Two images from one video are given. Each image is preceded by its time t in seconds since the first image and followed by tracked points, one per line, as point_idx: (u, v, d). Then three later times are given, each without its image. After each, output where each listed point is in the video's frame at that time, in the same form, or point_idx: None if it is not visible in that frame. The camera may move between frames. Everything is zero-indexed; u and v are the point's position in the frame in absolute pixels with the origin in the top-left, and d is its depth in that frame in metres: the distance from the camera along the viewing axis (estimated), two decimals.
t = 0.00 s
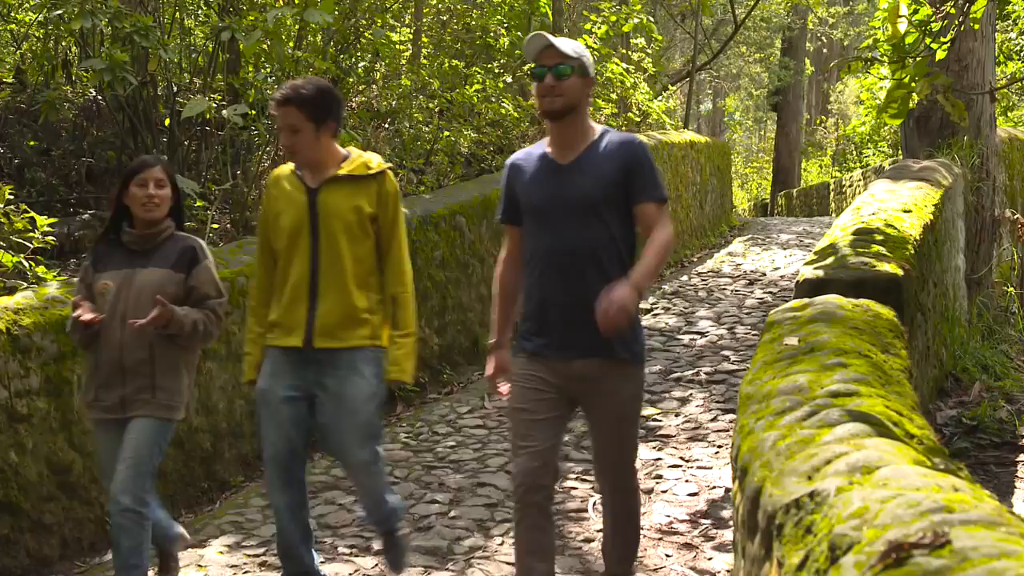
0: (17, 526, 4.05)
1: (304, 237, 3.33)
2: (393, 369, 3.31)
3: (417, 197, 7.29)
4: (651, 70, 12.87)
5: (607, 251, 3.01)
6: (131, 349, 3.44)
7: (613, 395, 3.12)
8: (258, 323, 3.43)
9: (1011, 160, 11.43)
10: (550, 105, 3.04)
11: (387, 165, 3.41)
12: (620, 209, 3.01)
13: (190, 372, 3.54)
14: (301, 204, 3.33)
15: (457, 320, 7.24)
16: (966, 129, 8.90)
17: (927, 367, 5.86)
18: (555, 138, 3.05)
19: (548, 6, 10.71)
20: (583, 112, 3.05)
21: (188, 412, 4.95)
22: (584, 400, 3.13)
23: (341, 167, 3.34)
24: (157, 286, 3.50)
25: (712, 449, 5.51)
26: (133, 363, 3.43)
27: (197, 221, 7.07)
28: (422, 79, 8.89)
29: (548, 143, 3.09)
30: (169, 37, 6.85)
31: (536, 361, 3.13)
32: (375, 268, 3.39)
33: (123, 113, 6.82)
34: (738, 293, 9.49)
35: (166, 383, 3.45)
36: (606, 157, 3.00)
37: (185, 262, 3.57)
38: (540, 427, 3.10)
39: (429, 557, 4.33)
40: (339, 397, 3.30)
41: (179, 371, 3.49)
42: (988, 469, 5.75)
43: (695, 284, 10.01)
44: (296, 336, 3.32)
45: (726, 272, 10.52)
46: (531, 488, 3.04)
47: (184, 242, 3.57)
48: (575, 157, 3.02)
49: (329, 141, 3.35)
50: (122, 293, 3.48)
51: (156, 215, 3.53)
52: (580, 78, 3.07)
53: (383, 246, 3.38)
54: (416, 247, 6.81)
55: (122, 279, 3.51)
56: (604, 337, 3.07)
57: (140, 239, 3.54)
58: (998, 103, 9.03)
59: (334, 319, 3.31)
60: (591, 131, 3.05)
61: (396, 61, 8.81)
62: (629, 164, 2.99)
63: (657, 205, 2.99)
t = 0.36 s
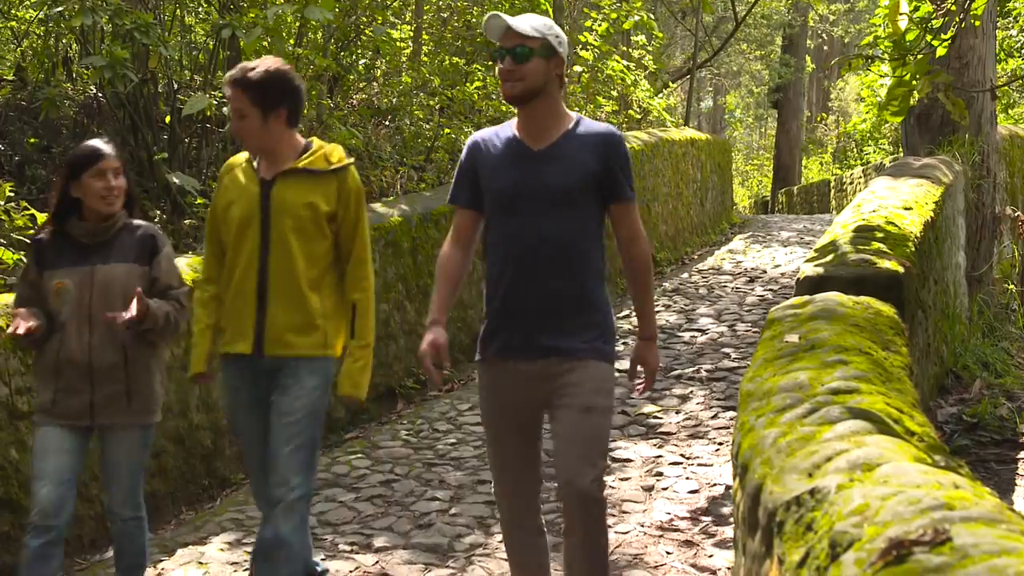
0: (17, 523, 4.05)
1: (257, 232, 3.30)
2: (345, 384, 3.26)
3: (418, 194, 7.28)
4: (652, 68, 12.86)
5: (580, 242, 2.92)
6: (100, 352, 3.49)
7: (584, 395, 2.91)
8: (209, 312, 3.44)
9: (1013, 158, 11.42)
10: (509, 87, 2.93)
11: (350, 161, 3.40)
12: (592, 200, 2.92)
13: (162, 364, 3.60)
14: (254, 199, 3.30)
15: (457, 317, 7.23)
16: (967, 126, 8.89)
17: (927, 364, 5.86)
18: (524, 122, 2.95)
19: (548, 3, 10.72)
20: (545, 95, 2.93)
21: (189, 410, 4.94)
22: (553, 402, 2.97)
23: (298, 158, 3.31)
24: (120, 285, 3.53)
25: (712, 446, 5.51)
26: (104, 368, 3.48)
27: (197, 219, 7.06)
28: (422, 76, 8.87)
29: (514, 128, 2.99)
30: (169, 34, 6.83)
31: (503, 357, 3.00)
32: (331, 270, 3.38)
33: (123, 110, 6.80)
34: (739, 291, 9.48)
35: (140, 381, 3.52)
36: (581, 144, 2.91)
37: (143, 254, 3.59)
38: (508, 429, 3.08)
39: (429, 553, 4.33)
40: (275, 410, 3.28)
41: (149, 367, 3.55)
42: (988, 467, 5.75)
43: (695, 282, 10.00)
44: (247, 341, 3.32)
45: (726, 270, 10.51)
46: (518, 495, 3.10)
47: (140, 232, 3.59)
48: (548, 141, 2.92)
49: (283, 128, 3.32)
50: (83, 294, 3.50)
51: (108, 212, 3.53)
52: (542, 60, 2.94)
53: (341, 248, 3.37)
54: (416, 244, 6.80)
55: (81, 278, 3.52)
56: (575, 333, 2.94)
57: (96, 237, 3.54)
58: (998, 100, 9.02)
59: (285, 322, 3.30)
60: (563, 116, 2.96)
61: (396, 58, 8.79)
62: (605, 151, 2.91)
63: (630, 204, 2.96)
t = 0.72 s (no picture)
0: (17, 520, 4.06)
1: (209, 227, 2.82)
2: (295, 390, 2.77)
3: (418, 192, 7.27)
4: (652, 66, 12.86)
5: (571, 265, 2.61)
6: (26, 362, 3.09)
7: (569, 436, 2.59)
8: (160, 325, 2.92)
9: (1013, 156, 11.42)
10: (497, 89, 2.69)
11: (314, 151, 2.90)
12: (587, 216, 2.62)
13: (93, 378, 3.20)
14: (208, 191, 2.82)
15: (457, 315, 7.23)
16: (967, 124, 8.89)
17: (928, 362, 5.86)
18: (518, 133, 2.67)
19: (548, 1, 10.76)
20: (537, 94, 2.67)
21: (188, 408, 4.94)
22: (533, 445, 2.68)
23: (258, 148, 2.84)
24: (48, 293, 3.13)
25: (713, 444, 5.51)
26: (29, 381, 3.08)
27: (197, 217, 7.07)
28: (423, 75, 8.82)
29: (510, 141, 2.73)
30: (169, 33, 6.84)
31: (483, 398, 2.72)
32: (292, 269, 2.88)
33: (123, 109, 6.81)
34: (739, 289, 9.49)
35: (69, 396, 3.11)
36: (573, 154, 2.61)
37: (75, 257, 3.18)
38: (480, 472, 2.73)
39: (428, 551, 4.33)
40: (250, 420, 2.80)
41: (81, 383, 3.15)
42: (989, 465, 5.75)
43: (695, 280, 10.01)
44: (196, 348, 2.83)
45: (727, 268, 10.52)
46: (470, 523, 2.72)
47: (71, 233, 3.19)
48: (537, 155, 2.64)
49: (242, 117, 2.86)
50: (7, 300, 3.10)
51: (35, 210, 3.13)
52: (534, 58, 2.68)
53: (301, 247, 2.86)
54: (416, 242, 6.80)
55: (5, 283, 3.11)
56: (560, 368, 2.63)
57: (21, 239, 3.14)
58: (998, 98, 9.02)
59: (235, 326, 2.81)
60: (561, 120, 2.67)
61: (396, 56, 8.80)
62: (600, 162, 2.60)
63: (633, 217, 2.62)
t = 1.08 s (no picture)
0: (17, 519, 4.06)
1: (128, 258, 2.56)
2: (237, 436, 2.53)
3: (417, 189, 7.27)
4: (652, 64, 12.87)
5: (552, 257, 2.44)
6: None
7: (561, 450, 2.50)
8: (78, 363, 2.62)
9: (1013, 154, 11.41)
10: (482, 65, 2.46)
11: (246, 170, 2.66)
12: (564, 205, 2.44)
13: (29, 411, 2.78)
14: (129, 220, 2.56)
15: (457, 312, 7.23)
16: (967, 122, 8.90)
17: (927, 360, 5.86)
18: (485, 124, 2.48)
19: None
20: (514, 83, 2.48)
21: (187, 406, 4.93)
22: (515, 454, 2.53)
23: (185, 167, 2.61)
24: None
25: (712, 442, 5.51)
26: None
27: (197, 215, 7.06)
28: (423, 72, 8.84)
29: (474, 131, 2.52)
30: (169, 30, 6.83)
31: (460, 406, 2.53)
32: (222, 303, 2.61)
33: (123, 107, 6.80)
34: (739, 287, 9.49)
35: None
36: (544, 140, 2.42)
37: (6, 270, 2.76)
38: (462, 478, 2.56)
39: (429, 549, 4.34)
40: (176, 469, 2.50)
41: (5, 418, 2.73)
42: (988, 463, 5.75)
43: (695, 277, 10.01)
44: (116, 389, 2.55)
45: (727, 266, 10.52)
46: (458, 569, 2.56)
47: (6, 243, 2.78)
48: (506, 145, 2.45)
49: (169, 134, 2.63)
50: None
51: None
52: (520, 39, 2.49)
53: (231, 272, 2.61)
54: (416, 240, 6.80)
55: None
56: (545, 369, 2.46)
57: None
58: (998, 96, 9.01)
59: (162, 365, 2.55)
60: (528, 109, 2.48)
61: (396, 53, 8.79)
62: (574, 145, 2.41)
63: (612, 201, 2.43)
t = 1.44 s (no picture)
0: (17, 517, 4.06)
1: (88, 252, 2.46)
2: (207, 452, 2.50)
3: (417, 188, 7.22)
4: (652, 63, 12.87)
5: (514, 259, 2.25)
6: None
7: (516, 462, 2.22)
8: (37, 362, 2.53)
9: (1014, 152, 11.40)
10: (440, 45, 2.24)
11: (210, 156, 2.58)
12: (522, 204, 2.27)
13: None
14: (87, 213, 2.46)
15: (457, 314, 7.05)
16: (967, 120, 8.90)
17: (927, 359, 5.86)
18: (437, 109, 2.25)
19: None
20: (468, 65, 2.27)
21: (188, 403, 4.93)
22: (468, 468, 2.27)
23: (144, 155, 2.51)
24: None
25: (713, 440, 5.51)
26: None
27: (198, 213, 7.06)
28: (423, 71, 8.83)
29: (415, 116, 2.27)
30: (169, 28, 6.83)
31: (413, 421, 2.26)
32: (186, 297, 2.54)
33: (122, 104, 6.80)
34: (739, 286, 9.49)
35: None
36: (505, 132, 2.25)
37: None
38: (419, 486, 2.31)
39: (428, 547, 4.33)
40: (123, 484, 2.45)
41: None
42: (988, 461, 5.75)
43: (695, 276, 10.00)
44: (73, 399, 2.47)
45: (727, 264, 10.51)
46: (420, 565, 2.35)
47: None
48: (465, 135, 2.23)
49: (130, 116, 2.53)
50: None
51: None
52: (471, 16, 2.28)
53: (195, 275, 2.54)
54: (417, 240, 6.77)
55: None
56: (513, 380, 2.25)
57: None
58: (998, 94, 9.01)
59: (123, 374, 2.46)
60: (483, 100, 2.27)
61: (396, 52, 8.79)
62: (538, 140, 2.27)
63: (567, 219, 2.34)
